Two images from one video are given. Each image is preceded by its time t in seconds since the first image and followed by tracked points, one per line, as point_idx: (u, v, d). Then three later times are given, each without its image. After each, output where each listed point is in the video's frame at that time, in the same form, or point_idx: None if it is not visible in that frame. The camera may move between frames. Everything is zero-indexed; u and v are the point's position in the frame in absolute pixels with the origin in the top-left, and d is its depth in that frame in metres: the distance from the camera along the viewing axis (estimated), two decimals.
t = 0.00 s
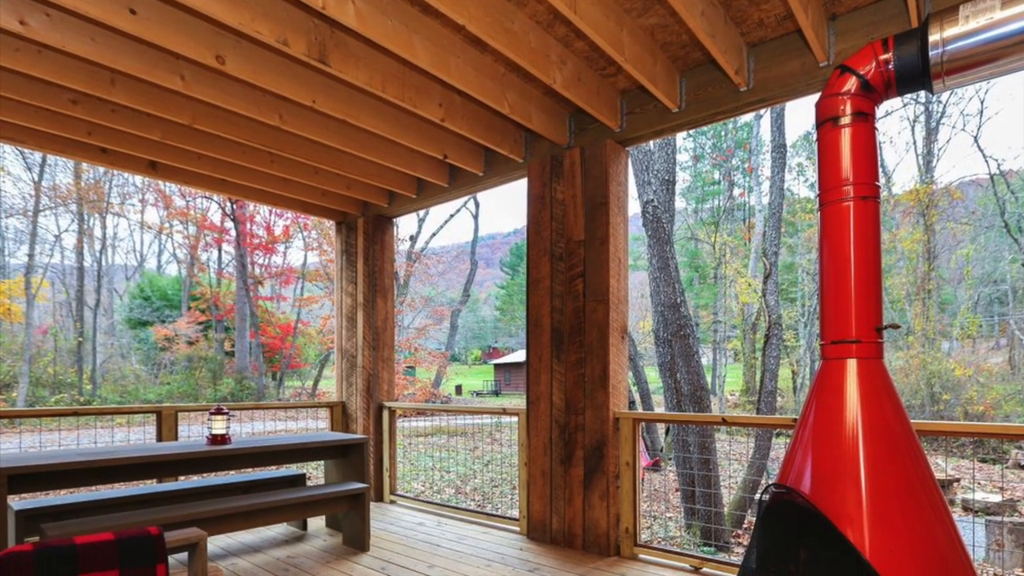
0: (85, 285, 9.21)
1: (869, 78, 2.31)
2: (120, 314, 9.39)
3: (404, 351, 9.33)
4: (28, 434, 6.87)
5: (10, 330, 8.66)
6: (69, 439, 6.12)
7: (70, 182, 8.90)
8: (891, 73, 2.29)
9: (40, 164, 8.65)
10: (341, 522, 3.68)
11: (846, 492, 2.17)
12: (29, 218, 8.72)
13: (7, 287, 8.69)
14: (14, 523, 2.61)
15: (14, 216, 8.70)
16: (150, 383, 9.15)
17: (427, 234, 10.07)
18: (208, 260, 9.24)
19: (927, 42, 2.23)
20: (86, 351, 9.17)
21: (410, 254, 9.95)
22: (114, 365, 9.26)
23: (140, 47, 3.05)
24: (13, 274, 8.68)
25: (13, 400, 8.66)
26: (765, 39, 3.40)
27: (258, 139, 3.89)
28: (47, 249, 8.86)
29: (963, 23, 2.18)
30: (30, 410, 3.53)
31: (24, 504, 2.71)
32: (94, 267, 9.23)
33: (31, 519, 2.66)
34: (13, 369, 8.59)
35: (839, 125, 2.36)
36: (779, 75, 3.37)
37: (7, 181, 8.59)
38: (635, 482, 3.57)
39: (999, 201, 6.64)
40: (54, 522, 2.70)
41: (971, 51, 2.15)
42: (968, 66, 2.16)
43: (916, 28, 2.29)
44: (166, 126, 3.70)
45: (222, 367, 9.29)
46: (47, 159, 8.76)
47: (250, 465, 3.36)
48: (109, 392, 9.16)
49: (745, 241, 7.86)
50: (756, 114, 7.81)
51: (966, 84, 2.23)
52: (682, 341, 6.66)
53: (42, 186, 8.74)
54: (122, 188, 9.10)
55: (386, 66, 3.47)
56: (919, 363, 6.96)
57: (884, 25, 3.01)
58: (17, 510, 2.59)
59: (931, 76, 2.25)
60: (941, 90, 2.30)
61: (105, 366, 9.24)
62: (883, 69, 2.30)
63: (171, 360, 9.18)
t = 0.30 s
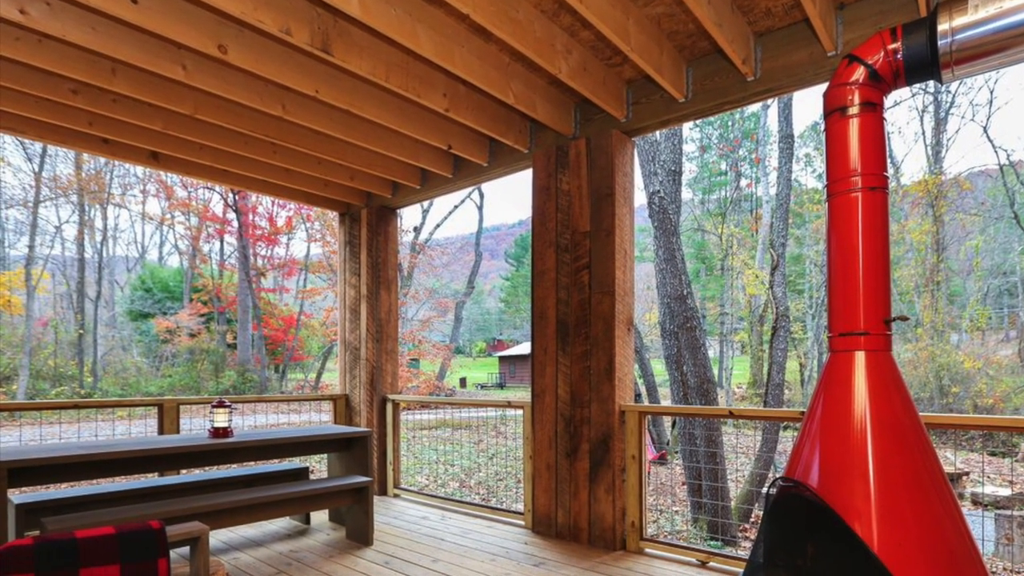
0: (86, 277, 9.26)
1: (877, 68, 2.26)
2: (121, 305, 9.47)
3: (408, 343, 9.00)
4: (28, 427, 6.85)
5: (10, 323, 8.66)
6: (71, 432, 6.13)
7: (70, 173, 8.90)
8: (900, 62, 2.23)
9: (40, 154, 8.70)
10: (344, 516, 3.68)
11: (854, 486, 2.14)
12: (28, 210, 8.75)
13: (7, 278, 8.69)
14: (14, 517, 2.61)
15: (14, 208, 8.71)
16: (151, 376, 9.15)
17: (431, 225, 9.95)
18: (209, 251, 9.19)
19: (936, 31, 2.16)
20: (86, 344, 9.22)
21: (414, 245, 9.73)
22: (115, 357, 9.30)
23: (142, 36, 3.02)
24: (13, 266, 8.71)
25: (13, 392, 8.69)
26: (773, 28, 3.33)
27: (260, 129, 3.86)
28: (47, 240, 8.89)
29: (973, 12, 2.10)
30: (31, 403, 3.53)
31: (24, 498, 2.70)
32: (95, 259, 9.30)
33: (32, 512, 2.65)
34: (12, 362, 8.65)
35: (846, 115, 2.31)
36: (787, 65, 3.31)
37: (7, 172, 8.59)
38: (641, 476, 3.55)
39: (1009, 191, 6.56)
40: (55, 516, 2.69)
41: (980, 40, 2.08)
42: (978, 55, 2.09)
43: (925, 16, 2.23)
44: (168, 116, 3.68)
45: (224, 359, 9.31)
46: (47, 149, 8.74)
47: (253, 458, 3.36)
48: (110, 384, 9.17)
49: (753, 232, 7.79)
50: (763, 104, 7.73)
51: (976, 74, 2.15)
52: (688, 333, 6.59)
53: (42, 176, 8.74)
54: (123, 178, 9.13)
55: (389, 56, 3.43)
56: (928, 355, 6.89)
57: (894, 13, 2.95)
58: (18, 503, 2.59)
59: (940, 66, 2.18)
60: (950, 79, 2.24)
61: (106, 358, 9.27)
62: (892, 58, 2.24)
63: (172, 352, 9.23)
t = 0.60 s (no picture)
0: (87, 268, 9.20)
1: (886, 57, 2.23)
2: (123, 297, 9.36)
3: (412, 335, 9.28)
4: (29, 420, 6.82)
5: (10, 314, 8.64)
6: (72, 424, 6.12)
7: (71, 163, 8.87)
8: (909, 51, 2.21)
9: (40, 144, 8.67)
10: (347, 510, 3.67)
11: (862, 478, 2.11)
12: (29, 200, 8.72)
13: (8, 269, 8.68)
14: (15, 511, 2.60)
15: (14, 198, 8.67)
16: (153, 368, 9.12)
17: (435, 216, 9.92)
18: (212, 242, 9.27)
19: (945, 20, 2.15)
20: (88, 335, 9.17)
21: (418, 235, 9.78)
22: (116, 349, 9.19)
23: (144, 24, 2.99)
24: (13, 257, 8.73)
25: (13, 384, 8.71)
26: (780, 17, 3.27)
27: (263, 118, 3.82)
28: (48, 230, 8.86)
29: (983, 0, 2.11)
30: (31, 395, 3.52)
31: (24, 492, 2.69)
32: (96, 250, 9.24)
33: (32, 506, 2.64)
34: (13, 354, 8.64)
35: (855, 104, 2.28)
36: (794, 54, 3.25)
37: (8, 162, 8.56)
38: (648, 469, 3.51)
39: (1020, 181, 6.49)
40: (55, 509, 2.69)
41: (991, 28, 2.09)
42: (989, 44, 2.09)
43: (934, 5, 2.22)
44: (170, 106, 3.65)
45: (226, 351, 9.22)
46: (47, 139, 8.70)
47: (255, 452, 3.35)
48: (111, 376, 9.15)
49: (761, 223, 7.74)
50: (771, 93, 7.65)
51: (985, 63, 2.16)
52: (696, 324, 6.59)
53: (42, 166, 8.70)
54: (124, 168, 9.05)
55: (393, 44, 3.38)
56: (936, 347, 6.82)
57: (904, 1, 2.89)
58: (17, 497, 2.58)
59: (949, 55, 2.16)
60: (959, 70, 2.23)
61: (107, 351, 9.21)
62: (901, 47, 2.22)
63: (175, 344, 9.11)
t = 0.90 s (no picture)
0: (87, 259, 9.21)
1: (895, 45, 2.20)
2: (123, 288, 9.41)
3: (417, 327, 9.20)
4: (29, 413, 6.82)
5: (10, 306, 8.66)
6: (74, 417, 6.13)
7: (72, 153, 8.86)
8: (918, 39, 2.18)
9: (41, 134, 8.66)
10: (350, 503, 3.67)
11: (871, 471, 2.08)
12: (29, 190, 8.71)
13: (8, 260, 8.67)
14: (14, 505, 2.59)
15: (14, 188, 8.67)
16: (154, 360, 9.11)
17: (440, 207, 10.01)
18: (214, 233, 9.29)
19: (955, 9, 2.13)
20: (89, 327, 9.18)
21: (423, 226, 9.82)
22: (117, 340, 9.23)
23: (145, 13, 2.96)
24: (13, 248, 8.72)
25: (13, 376, 8.74)
26: (788, 5, 3.21)
27: (265, 108, 3.79)
28: (49, 221, 8.87)
29: None
30: (31, 387, 3.52)
31: (24, 485, 2.68)
32: (97, 240, 9.24)
33: (32, 499, 2.63)
34: (14, 346, 8.63)
35: (863, 95, 2.23)
36: (802, 42, 3.18)
37: (7, 152, 8.57)
38: (654, 462, 3.50)
39: None
40: (55, 503, 2.67)
41: (1000, 17, 2.08)
42: (999, 32, 2.08)
43: None
44: (172, 96, 3.63)
45: (229, 343, 9.24)
46: (47, 129, 8.69)
47: (257, 444, 3.34)
48: (113, 368, 9.15)
49: (767, 214, 7.61)
50: (779, 82, 7.57)
51: (996, 51, 2.15)
52: (703, 316, 6.53)
53: (43, 156, 8.70)
54: (126, 158, 9.10)
55: (396, 33, 3.33)
56: (947, 339, 6.77)
57: None
58: (18, 490, 2.58)
59: (959, 43, 2.15)
60: (968, 58, 2.22)
61: (108, 342, 9.22)
62: (910, 35, 2.19)
63: (176, 336, 9.17)
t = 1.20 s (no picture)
0: (89, 249, 9.20)
1: (904, 34, 2.16)
2: (125, 279, 9.37)
3: (421, 318, 8.97)
4: (29, 405, 6.79)
5: (11, 297, 8.65)
6: (75, 409, 6.11)
7: (72, 142, 8.83)
8: (927, 28, 2.14)
9: (41, 123, 8.55)
10: (354, 497, 3.66)
11: (880, 464, 2.05)
12: (30, 179, 8.69)
13: (8, 251, 8.66)
14: (14, 498, 2.58)
15: (15, 178, 8.64)
16: (155, 351, 9.12)
17: (445, 196, 9.91)
18: (216, 223, 9.29)
19: None
20: (90, 318, 9.17)
21: (427, 216, 9.75)
22: (118, 332, 9.21)
23: (146, 1, 2.92)
24: (13, 238, 8.64)
25: (13, 367, 8.65)
26: None
27: (268, 97, 3.76)
28: (49, 211, 8.84)
29: None
30: (32, 379, 3.51)
31: (25, 477, 2.67)
32: (98, 231, 9.21)
33: (33, 492, 2.62)
34: (14, 337, 8.64)
35: (873, 83, 2.20)
36: (811, 31, 3.12)
37: (7, 141, 8.51)
38: (661, 455, 3.47)
39: None
40: (55, 497, 2.66)
41: (1010, 5, 2.04)
42: (1009, 21, 2.04)
43: None
44: (174, 85, 3.60)
45: (231, 335, 9.25)
46: (48, 118, 8.66)
47: (260, 437, 3.33)
48: (114, 360, 9.14)
49: (776, 204, 7.59)
50: (787, 71, 7.48)
51: (1005, 40, 2.11)
52: (709, 307, 6.42)
53: (43, 146, 8.66)
54: (127, 148, 9.07)
55: (400, 21, 3.29)
56: (956, 331, 6.65)
57: None
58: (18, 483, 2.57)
59: (969, 32, 2.09)
60: (978, 47, 2.16)
61: (109, 334, 9.22)
62: (920, 24, 2.15)
63: (177, 328, 9.19)
